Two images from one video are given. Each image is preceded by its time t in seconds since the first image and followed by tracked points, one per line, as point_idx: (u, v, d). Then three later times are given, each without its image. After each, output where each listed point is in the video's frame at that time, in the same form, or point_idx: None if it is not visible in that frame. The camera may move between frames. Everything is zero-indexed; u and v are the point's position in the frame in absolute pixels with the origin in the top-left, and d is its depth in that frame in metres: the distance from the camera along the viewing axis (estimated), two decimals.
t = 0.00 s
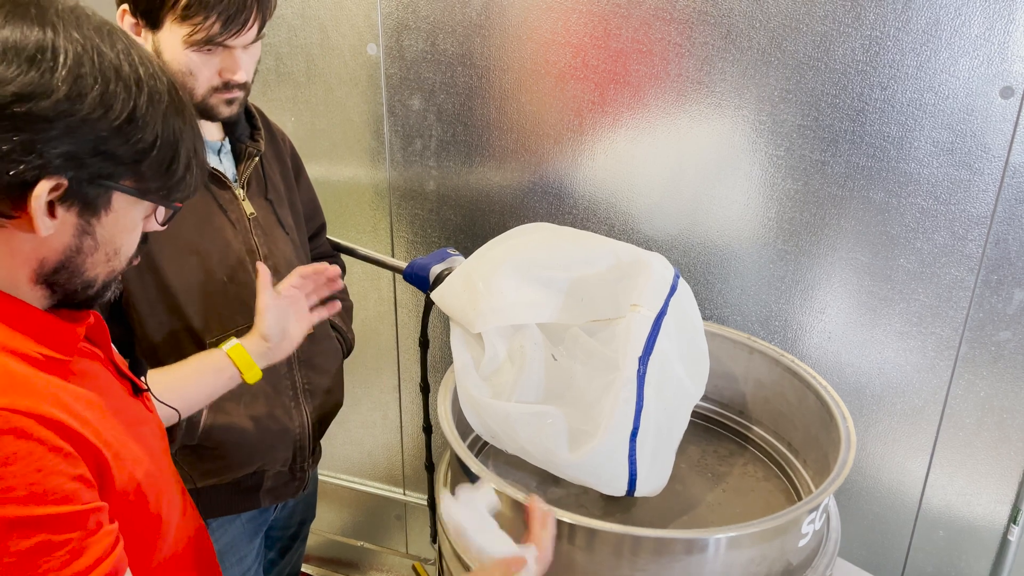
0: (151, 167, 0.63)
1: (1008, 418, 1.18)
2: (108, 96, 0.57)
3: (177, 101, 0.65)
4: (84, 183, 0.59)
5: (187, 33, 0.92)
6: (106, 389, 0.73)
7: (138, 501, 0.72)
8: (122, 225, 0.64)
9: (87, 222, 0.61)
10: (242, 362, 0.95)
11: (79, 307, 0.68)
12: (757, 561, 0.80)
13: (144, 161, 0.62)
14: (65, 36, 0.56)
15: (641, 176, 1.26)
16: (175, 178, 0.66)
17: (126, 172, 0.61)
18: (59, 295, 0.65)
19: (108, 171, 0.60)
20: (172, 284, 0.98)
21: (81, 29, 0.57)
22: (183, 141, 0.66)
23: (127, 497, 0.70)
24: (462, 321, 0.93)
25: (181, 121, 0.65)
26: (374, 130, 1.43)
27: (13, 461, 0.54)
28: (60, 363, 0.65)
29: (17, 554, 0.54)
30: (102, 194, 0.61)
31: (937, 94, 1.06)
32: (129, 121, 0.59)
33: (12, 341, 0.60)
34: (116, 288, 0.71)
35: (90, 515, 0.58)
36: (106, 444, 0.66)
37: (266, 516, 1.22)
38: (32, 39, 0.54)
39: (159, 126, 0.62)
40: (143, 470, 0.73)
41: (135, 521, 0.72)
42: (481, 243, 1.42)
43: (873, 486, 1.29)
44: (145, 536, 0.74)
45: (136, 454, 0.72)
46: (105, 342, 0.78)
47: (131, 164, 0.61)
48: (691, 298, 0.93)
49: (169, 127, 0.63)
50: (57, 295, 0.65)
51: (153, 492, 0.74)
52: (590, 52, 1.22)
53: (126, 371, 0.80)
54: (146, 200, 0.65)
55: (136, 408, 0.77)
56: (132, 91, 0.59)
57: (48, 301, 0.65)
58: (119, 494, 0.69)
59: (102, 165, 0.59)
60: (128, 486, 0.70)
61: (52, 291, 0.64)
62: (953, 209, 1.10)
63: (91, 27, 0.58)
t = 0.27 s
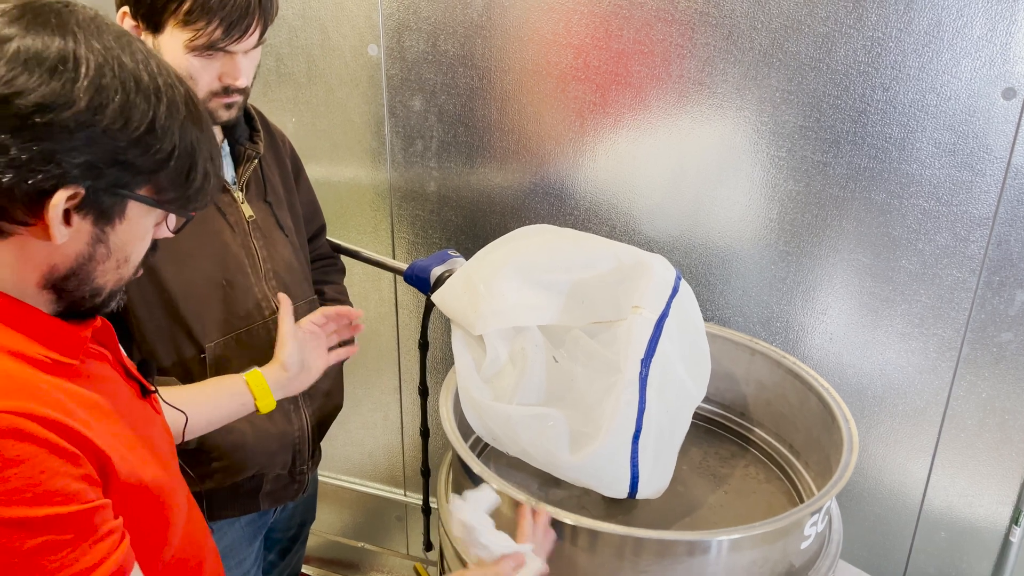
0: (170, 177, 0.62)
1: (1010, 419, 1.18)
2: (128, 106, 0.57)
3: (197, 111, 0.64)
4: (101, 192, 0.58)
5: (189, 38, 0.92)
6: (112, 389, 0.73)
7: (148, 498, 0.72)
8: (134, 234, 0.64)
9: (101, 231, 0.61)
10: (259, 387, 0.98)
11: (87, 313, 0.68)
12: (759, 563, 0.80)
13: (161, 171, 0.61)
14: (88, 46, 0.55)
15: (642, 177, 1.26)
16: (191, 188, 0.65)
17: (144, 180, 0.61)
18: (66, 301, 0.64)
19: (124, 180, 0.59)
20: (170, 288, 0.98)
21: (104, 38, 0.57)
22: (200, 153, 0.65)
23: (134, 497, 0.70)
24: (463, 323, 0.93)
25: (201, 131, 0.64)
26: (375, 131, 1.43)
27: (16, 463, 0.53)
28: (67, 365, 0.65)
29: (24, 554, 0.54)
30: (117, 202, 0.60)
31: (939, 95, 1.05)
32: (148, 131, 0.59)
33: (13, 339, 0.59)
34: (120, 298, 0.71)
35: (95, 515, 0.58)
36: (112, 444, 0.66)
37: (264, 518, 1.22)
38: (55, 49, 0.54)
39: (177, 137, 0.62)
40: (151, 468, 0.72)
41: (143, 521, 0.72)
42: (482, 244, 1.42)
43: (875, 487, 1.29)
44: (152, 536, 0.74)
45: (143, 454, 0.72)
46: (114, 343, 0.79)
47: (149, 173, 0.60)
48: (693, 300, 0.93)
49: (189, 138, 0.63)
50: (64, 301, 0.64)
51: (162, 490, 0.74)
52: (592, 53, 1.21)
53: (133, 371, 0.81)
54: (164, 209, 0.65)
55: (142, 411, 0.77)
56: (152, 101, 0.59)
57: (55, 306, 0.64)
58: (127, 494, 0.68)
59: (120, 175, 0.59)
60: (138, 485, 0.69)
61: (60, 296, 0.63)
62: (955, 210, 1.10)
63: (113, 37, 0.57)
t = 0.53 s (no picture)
0: (183, 183, 0.63)
1: (1009, 420, 1.18)
2: (146, 114, 0.57)
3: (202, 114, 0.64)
4: (119, 200, 0.58)
5: (197, 48, 0.92)
6: (119, 388, 0.73)
7: (155, 500, 0.72)
8: (146, 234, 0.64)
9: (117, 234, 0.61)
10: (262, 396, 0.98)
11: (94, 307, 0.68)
12: (759, 563, 0.80)
13: (176, 177, 0.62)
14: (102, 53, 0.55)
15: (642, 178, 1.26)
16: (201, 192, 0.65)
17: (160, 187, 0.61)
18: (79, 299, 0.65)
19: (142, 188, 0.59)
20: (168, 291, 0.98)
21: (116, 44, 0.56)
22: (209, 158, 0.65)
23: (145, 498, 0.70)
24: (463, 325, 0.93)
25: (208, 134, 0.65)
26: (375, 133, 1.43)
27: (35, 462, 0.54)
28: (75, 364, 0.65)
29: (47, 551, 0.54)
30: (134, 208, 0.60)
31: (938, 97, 1.06)
32: (165, 138, 0.59)
33: (19, 337, 0.59)
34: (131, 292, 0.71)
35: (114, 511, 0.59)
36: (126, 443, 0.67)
37: (263, 521, 1.22)
38: (72, 59, 0.53)
39: (191, 142, 0.62)
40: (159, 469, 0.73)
41: (152, 520, 0.72)
42: (482, 246, 1.42)
43: (874, 488, 1.29)
44: (162, 535, 0.74)
45: (152, 455, 0.73)
46: (122, 344, 0.80)
47: (165, 180, 0.61)
48: (692, 304, 0.93)
49: (199, 142, 0.63)
50: (76, 299, 0.65)
51: (168, 493, 0.74)
52: (591, 55, 1.22)
53: (139, 371, 0.82)
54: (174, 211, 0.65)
55: (149, 411, 0.77)
56: (168, 107, 0.59)
57: (66, 303, 0.65)
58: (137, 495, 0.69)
59: (139, 183, 0.59)
60: (145, 486, 0.70)
61: (73, 295, 0.64)
62: (954, 212, 1.10)
63: (125, 43, 0.57)
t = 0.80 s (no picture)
0: (189, 182, 0.62)
1: (1009, 420, 1.18)
2: (151, 115, 0.57)
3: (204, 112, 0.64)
4: (125, 202, 0.59)
5: (202, 50, 0.92)
6: (119, 390, 0.73)
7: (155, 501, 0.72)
8: (150, 233, 0.64)
9: (123, 234, 0.61)
10: (258, 395, 0.98)
11: (95, 305, 0.68)
12: (759, 564, 0.80)
13: (181, 177, 0.62)
14: (106, 55, 0.55)
15: (641, 178, 1.26)
16: (206, 192, 0.65)
17: (165, 186, 0.61)
18: (83, 299, 0.65)
19: (148, 188, 0.59)
20: (166, 292, 0.98)
21: (119, 45, 0.56)
22: (213, 158, 0.65)
23: (145, 499, 0.70)
24: (463, 327, 0.93)
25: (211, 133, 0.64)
26: (374, 133, 1.43)
27: (37, 465, 0.54)
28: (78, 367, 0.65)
29: (48, 554, 0.55)
30: (139, 208, 0.60)
31: (938, 97, 1.06)
32: (170, 138, 0.59)
33: (19, 338, 0.59)
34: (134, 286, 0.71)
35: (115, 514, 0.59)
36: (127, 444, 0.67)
37: (262, 521, 1.22)
38: (75, 61, 0.53)
39: (195, 142, 0.62)
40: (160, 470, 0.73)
41: (153, 523, 0.72)
42: (482, 246, 1.42)
43: (874, 488, 1.29)
44: (163, 537, 0.74)
45: (153, 456, 0.73)
46: (123, 346, 0.80)
47: (170, 179, 0.61)
48: (691, 308, 0.93)
49: (202, 141, 0.63)
50: (80, 299, 0.65)
51: (169, 494, 0.74)
52: (591, 55, 1.22)
53: (139, 372, 0.81)
54: (179, 210, 0.65)
55: (150, 414, 0.77)
56: (172, 107, 0.59)
57: (69, 303, 0.65)
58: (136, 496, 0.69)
59: (145, 183, 0.59)
60: (146, 487, 0.70)
61: (78, 295, 0.64)
62: (954, 212, 1.10)
63: (127, 43, 0.57)
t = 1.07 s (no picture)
0: (175, 163, 0.62)
1: (1009, 420, 1.18)
2: (133, 100, 0.56)
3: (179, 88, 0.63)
4: (115, 189, 0.59)
5: (200, 48, 0.92)
6: (113, 388, 0.72)
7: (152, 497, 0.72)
8: (141, 217, 0.64)
9: (116, 221, 0.61)
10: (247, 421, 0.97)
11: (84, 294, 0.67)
12: (759, 564, 0.80)
13: (167, 158, 0.61)
14: (80, 41, 0.54)
15: (640, 177, 1.26)
16: (192, 171, 0.65)
17: (153, 169, 0.61)
18: (77, 289, 0.64)
19: (137, 172, 0.59)
20: (161, 291, 0.98)
21: (90, 30, 0.55)
22: (194, 134, 0.65)
23: (141, 494, 0.70)
24: (461, 326, 0.93)
25: (189, 107, 0.63)
26: (373, 132, 1.43)
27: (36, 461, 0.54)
28: (68, 364, 0.64)
29: (52, 549, 0.55)
30: (129, 194, 0.60)
31: (937, 96, 1.05)
32: (152, 121, 0.58)
33: (12, 339, 0.59)
34: (131, 269, 0.70)
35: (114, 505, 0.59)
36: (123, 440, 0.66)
37: (259, 521, 1.22)
38: (51, 51, 0.52)
39: (177, 121, 0.61)
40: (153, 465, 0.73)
41: (149, 520, 0.72)
42: (480, 245, 1.41)
43: (873, 488, 1.29)
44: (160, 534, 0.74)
45: (146, 450, 0.72)
46: (117, 343, 0.80)
47: (157, 162, 0.61)
48: (691, 307, 0.93)
49: (184, 119, 0.62)
50: (76, 290, 0.64)
51: (164, 489, 0.74)
52: (590, 54, 1.21)
53: (134, 371, 0.81)
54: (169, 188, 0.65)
55: (143, 409, 0.77)
56: (151, 89, 0.58)
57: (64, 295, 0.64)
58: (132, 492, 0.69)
59: (133, 169, 0.59)
60: (140, 484, 0.69)
61: (73, 286, 0.64)
62: (953, 211, 1.10)
63: (98, 27, 0.56)
